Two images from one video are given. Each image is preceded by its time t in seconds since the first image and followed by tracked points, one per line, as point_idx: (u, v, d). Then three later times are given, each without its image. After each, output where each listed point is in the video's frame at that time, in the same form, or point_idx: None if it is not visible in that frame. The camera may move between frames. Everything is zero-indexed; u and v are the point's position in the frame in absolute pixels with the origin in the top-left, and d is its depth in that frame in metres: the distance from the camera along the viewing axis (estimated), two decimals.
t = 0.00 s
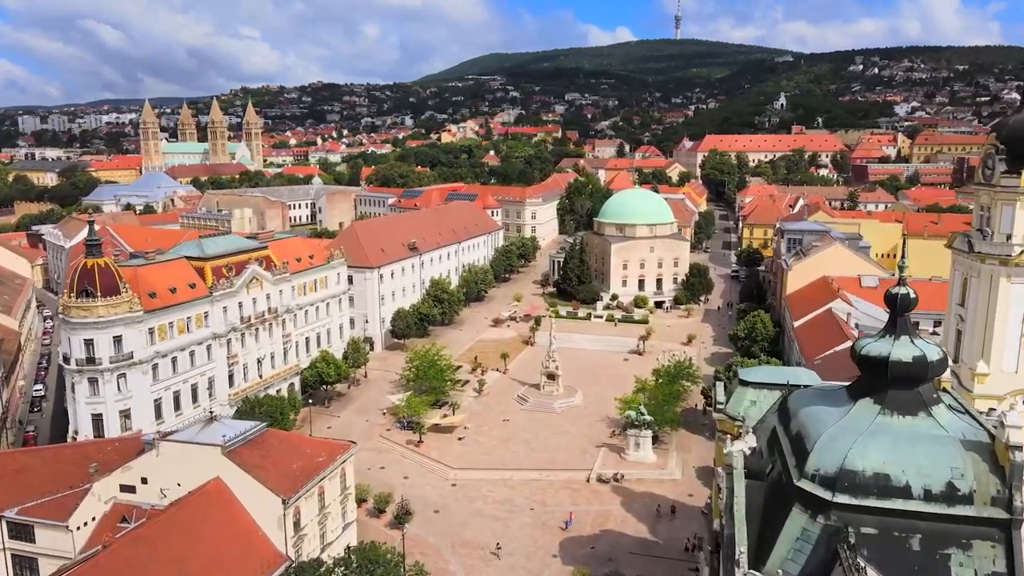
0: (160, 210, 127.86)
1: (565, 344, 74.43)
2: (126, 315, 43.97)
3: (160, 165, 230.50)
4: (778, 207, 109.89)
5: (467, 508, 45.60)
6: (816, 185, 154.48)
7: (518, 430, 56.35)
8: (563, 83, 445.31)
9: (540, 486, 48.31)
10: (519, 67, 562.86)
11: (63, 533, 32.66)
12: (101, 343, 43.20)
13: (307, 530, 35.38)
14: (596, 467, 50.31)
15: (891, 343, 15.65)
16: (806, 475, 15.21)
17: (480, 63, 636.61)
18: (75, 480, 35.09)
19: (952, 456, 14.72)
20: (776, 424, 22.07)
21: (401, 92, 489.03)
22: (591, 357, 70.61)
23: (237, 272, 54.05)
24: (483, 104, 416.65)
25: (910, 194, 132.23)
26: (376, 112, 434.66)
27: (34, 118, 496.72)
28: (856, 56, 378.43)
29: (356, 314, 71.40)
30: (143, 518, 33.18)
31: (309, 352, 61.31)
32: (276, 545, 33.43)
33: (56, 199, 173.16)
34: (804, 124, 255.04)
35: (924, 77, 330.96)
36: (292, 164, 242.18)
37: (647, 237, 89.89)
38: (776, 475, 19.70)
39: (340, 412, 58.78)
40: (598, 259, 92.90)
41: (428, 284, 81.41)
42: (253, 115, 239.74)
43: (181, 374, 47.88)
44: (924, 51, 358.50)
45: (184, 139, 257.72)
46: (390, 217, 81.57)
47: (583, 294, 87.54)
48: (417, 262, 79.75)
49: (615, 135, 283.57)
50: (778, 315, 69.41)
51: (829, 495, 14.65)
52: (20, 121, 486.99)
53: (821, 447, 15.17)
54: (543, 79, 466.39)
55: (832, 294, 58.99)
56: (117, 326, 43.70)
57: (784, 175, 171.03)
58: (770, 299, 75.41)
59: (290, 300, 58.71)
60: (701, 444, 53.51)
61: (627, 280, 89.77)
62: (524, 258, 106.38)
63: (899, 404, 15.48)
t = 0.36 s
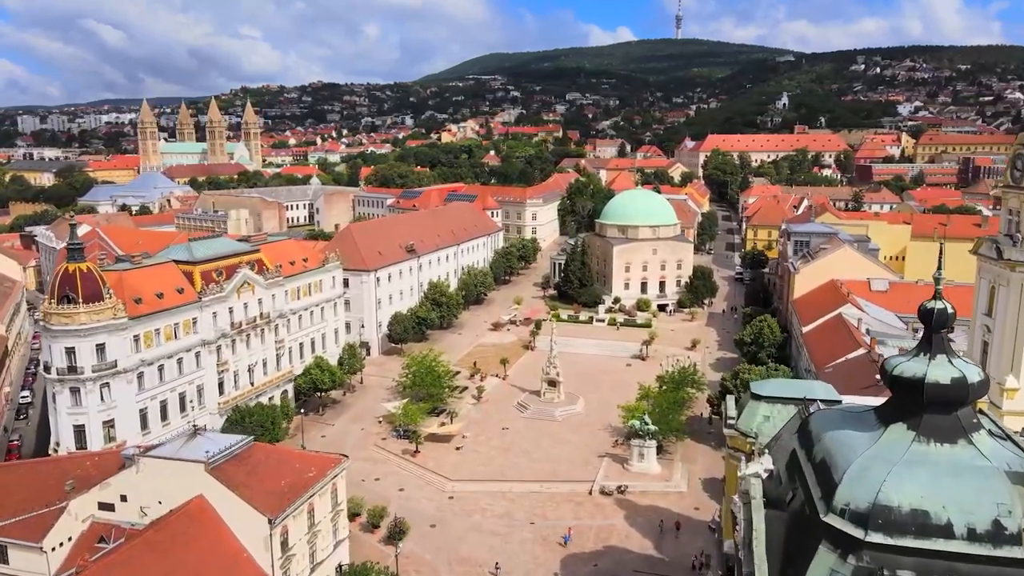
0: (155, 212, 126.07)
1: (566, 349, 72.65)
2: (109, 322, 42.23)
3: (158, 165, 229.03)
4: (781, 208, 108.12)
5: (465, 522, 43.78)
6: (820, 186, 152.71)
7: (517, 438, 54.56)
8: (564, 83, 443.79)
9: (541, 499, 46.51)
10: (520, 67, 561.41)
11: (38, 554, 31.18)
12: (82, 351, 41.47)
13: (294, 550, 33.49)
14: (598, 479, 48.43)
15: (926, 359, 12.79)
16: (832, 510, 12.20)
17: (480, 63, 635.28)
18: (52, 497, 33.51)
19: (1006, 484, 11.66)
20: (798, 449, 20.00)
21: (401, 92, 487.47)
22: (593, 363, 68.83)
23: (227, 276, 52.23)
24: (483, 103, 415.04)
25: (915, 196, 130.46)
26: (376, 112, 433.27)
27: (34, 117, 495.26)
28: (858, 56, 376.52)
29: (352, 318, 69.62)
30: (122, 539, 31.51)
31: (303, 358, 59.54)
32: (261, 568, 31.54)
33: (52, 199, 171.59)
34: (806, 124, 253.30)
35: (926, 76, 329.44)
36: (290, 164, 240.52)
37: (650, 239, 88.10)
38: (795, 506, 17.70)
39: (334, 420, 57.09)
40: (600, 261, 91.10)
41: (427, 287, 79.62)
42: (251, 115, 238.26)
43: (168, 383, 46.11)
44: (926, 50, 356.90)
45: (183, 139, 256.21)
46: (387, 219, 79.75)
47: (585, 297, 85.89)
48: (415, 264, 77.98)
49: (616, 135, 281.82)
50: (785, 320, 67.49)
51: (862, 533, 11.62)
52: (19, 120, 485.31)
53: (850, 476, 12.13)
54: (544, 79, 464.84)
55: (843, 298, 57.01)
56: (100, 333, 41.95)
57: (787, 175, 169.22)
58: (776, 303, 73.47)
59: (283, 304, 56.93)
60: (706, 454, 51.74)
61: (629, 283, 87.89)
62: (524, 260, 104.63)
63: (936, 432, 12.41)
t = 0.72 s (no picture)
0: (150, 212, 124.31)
1: (567, 354, 70.94)
2: (91, 330, 40.52)
3: (155, 165, 227.25)
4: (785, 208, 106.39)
5: (462, 538, 42.00)
6: (824, 186, 150.87)
7: (517, 448, 52.79)
8: (564, 83, 442.05)
9: (541, 513, 44.74)
10: (520, 67, 559.67)
11: None
12: (63, 361, 39.75)
13: (282, 571, 31.65)
14: (601, 491, 46.66)
15: (970, 383, 10.35)
16: (864, 550, 10.24)
17: (481, 62, 633.57)
18: (25, 516, 31.84)
19: None
20: (820, 474, 18.25)
21: (401, 91, 485.54)
22: (594, 368, 67.14)
23: (217, 280, 50.52)
24: (484, 103, 413.25)
25: (921, 196, 128.62)
26: (376, 112, 431.40)
27: (33, 117, 493.65)
28: (860, 55, 374.50)
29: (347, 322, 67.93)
30: (98, 561, 29.79)
31: (296, 364, 57.83)
32: None
33: (48, 200, 169.96)
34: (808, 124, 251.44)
35: (929, 75, 327.59)
36: (289, 164, 238.79)
37: (652, 241, 86.35)
38: (820, 543, 15.90)
39: (328, 429, 55.38)
40: (601, 263, 89.33)
41: (425, 290, 77.94)
42: (250, 115, 236.52)
43: (154, 392, 44.39)
44: (928, 50, 355.08)
45: (181, 139, 254.47)
46: (385, 220, 78.00)
47: (586, 300, 84.42)
48: (413, 267, 76.28)
49: (617, 135, 279.78)
50: (792, 324, 65.67)
51: None
52: (18, 119, 483.50)
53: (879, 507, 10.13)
54: (545, 78, 462.98)
55: (852, 302, 55.23)
56: (81, 341, 40.23)
57: (790, 175, 167.32)
58: (782, 307, 71.65)
59: (275, 309, 55.22)
60: (713, 465, 49.96)
61: (632, 285, 86.16)
62: (524, 262, 102.86)
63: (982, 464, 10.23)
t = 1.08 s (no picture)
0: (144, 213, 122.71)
1: (569, 359, 69.26)
2: (71, 338, 38.81)
3: (153, 165, 225.66)
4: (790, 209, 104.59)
5: (459, 555, 40.24)
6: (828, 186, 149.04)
7: (517, 458, 51.02)
8: (565, 82, 440.54)
9: (542, 527, 42.98)
10: (521, 66, 558.18)
11: None
12: (42, 371, 38.05)
13: None
14: (604, 505, 44.89)
15: None
16: None
17: (481, 62, 631.96)
18: None
19: None
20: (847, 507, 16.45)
21: (401, 91, 484.02)
22: (596, 374, 65.48)
23: (206, 285, 48.79)
24: (484, 103, 411.74)
25: (926, 197, 126.83)
26: (376, 111, 429.94)
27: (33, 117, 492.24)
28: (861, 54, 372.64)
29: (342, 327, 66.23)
30: None
31: (290, 371, 56.09)
32: None
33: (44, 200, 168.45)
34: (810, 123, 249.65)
35: (931, 74, 325.92)
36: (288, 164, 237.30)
37: (655, 242, 84.59)
38: None
39: (322, 438, 53.61)
40: (603, 265, 87.64)
41: (423, 293, 76.23)
42: (248, 114, 234.90)
43: (139, 402, 42.65)
44: (930, 49, 353.49)
45: (179, 139, 252.94)
46: (382, 222, 76.28)
47: (587, 303, 82.89)
48: (410, 270, 74.57)
49: (618, 135, 278.05)
50: (800, 329, 63.94)
51: None
52: (18, 119, 482.12)
53: (907, 503, 9.42)
54: (545, 77, 461.38)
55: (863, 308, 53.43)
56: (62, 350, 38.52)
57: (793, 176, 165.58)
58: (789, 311, 69.87)
59: (268, 314, 53.48)
60: (720, 477, 48.18)
61: (634, 288, 84.44)
62: (525, 263, 101.13)
63: None
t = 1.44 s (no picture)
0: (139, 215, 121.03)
1: (570, 365, 67.64)
2: (50, 347, 37.10)
3: (151, 166, 224.00)
4: (795, 210, 102.87)
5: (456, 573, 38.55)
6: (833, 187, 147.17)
7: (517, 469, 49.35)
8: (566, 82, 438.90)
9: (542, 543, 41.27)
10: (521, 66, 556.48)
11: None
12: (19, 381, 36.39)
13: None
14: (607, 519, 43.18)
15: None
16: None
17: (481, 62, 630.24)
18: None
19: None
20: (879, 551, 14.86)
21: (401, 91, 482.09)
22: (599, 380, 63.84)
23: (195, 290, 47.11)
24: (484, 103, 409.81)
25: (932, 198, 125.12)
26: (376, 111, 428.17)
27: (31, 117, 490.37)
28: (863, 54, 370.42)
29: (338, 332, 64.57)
30: None
31: (282, 378, 54.41)
32: None
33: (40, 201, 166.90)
34: (812, 123, 247.79)
35: (933, 74, 324.13)
36: (286, 164, 235.55)
37: (658, 245, 82.82)
38: None
39: (315, 447, 51.88)
40: (605, 268, 85.98)
41: (421, 297, 74.60)
42: (246, 114, 233.22)
43: (123, 413, 40.96)
44: (932, 49, 351.64)
45: (177, 138, 251.34)
46: (379, 224, 74.54)
47: (589, 307, 81.15)
48: (408, 273, 72.89)
49: (619, 135, 276.23)
50: (808, 334, 62.18)
51: None
52: (17, 119, 480.80)
53: (957, 549, 11.16)
54: (546, 77, 459.56)
55: (874, 313, 51.60)
56: (41, 360, 36.84)
57: (797, 176, 163.78)
58: (796, 315, 68.15)
59: (259, 320, 51.80)
60: (727, 489, 46.50)
61: (637, 291, 82.69)
62: (525, 266, 99.42)
63: None
